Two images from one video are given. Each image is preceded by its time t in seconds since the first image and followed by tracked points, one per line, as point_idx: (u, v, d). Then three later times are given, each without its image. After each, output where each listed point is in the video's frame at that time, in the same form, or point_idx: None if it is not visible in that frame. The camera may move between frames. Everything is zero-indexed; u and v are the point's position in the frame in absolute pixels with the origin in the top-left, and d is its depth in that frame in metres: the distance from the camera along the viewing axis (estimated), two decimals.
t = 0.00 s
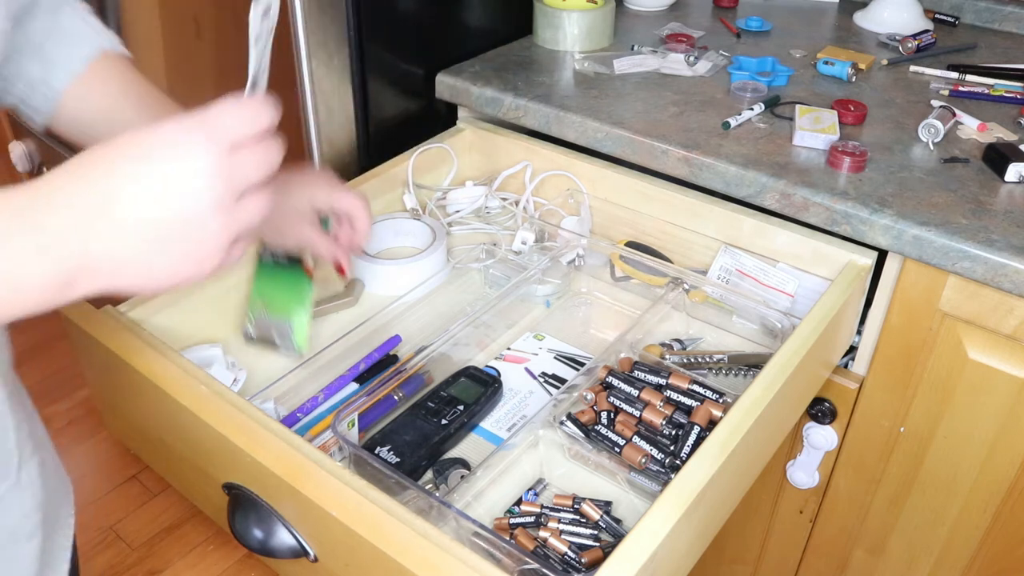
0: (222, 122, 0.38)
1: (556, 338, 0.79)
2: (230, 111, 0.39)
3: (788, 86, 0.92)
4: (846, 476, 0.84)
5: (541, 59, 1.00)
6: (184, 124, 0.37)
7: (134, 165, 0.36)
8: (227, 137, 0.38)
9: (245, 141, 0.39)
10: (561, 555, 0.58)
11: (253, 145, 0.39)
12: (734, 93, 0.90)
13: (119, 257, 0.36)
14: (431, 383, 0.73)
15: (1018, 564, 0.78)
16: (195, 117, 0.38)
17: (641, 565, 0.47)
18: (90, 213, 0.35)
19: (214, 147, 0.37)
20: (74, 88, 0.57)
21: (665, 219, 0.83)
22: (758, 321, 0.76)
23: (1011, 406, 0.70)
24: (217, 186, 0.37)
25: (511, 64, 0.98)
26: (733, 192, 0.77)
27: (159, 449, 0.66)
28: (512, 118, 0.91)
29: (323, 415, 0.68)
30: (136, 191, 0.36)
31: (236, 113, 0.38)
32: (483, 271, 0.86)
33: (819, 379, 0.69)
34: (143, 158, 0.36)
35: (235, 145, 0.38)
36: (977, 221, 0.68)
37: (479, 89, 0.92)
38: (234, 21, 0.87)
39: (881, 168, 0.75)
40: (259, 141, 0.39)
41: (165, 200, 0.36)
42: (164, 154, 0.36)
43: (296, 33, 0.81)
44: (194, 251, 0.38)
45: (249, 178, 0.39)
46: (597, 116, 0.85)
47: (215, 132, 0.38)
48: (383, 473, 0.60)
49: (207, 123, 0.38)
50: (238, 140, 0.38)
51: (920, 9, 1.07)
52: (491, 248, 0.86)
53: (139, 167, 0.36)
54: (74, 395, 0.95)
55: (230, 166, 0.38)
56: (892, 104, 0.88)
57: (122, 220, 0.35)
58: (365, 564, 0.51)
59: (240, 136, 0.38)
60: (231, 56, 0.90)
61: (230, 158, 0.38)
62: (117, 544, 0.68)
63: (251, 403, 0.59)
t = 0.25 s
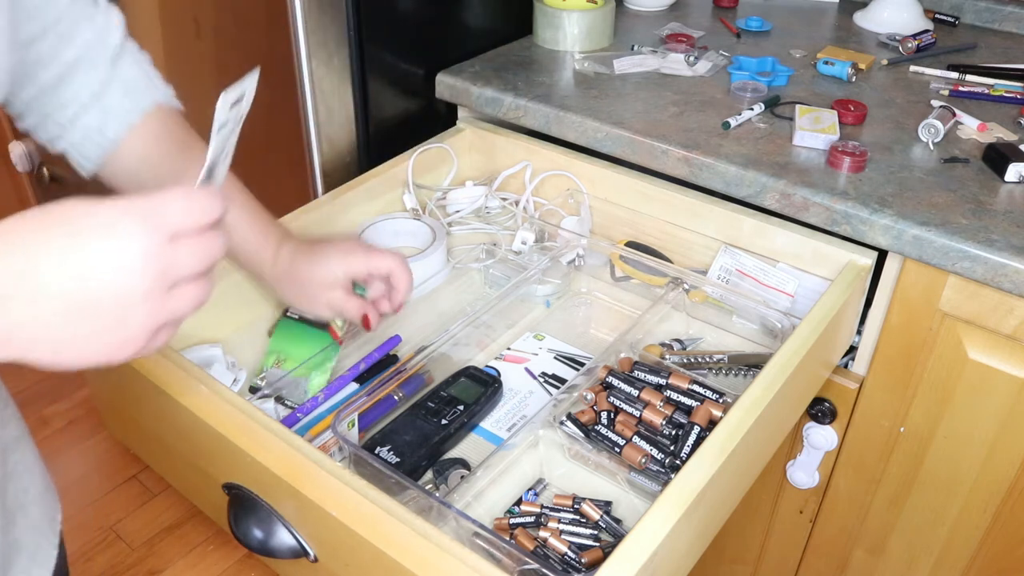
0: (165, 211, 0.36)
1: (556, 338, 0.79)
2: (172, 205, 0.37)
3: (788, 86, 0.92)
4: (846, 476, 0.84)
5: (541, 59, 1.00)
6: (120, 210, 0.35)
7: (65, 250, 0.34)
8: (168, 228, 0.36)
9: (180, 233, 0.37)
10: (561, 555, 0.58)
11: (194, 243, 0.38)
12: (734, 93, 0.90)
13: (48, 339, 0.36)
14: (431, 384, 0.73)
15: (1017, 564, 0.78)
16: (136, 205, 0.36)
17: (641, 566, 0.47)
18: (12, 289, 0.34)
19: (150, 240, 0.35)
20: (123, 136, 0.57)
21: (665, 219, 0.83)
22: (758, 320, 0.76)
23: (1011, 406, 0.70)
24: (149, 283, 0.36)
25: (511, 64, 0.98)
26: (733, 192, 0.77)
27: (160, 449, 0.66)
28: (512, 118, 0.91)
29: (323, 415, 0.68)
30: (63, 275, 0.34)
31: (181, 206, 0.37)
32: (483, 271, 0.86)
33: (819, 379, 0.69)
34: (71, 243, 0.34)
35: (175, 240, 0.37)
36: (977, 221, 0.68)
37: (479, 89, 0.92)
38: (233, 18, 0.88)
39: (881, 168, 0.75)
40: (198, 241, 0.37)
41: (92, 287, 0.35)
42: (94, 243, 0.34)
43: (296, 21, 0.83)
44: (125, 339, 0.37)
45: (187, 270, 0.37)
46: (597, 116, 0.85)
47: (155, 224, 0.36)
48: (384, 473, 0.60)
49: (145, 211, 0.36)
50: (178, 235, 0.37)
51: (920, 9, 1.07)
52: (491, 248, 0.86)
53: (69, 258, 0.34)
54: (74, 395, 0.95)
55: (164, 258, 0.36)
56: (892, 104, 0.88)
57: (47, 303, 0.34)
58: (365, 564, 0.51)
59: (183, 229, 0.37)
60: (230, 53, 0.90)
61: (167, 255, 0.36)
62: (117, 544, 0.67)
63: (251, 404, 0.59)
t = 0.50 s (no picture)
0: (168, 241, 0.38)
1: (556, 338, 0.80)
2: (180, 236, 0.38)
3: (788, 86, 0.92)
4: (846, 476, 0.84)
5: (541, 59, 1.00)
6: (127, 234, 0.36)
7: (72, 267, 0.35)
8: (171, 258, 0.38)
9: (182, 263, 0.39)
10: (561, 555, 0.58)
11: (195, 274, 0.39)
12: (734, 93, 0.90)
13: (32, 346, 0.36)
14: (431, 383, 0.73)
15: (1017, 564, 0.78)
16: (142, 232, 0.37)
17: (641, 565, 0.47)
18: (7, 303, 0.35)
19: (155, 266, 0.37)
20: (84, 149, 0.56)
21: (665, 219, 0.83)
22: (758, 321, 0.76)
23: (1011, 406, 0.70)
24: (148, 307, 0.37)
25: (511, 64, 0.98)
26: (733, 192, 0.78)
27: (159, 448, 0.66)
28: (512, 118, 0.91)
29: (323, 415, 0.68)
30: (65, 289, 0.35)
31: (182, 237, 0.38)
32: (483, 271, 0.86)
33: (819, 379, 0.69)
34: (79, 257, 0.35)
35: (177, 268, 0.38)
36: (977, 221, 0.68)
37: (479, 89, 0.92)
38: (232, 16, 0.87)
39: (881, 168, 0.75)
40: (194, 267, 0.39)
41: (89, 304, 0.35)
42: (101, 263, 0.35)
43: (296, 20, 0.83)
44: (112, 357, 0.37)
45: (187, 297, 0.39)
46: (597, 116, 0.85)
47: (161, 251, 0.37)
48: (383, 473, 0.60)
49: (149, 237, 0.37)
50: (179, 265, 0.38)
51: (920, 9, 1.07)
52: (491, 248, 0.86)
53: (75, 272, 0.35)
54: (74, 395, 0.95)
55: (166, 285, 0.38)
56: (892, 104, 0.88)
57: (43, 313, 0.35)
58: (365, 565, 0.51)
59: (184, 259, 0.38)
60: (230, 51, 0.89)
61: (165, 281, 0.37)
62: (118, 544, 0.68)
63: (251, 403, 0.59)
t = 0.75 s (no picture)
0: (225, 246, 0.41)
1: (556, 338, 0.80)
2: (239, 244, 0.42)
3: (788, 86, 0.92)
4: (846, 476, 0.84)
5: (541, 59, 1.00)
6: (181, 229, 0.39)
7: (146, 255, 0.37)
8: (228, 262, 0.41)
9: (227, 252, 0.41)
10: (561, 555, 0.58)
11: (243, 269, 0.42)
12: (734, 93, 0.90)
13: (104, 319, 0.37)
14: (431, 384, 0.73)
15: (1017, 564, 0.78)
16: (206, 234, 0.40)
17: (641, 566, 0.47)
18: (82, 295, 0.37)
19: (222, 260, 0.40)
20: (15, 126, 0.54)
21: (665, 219, 0.83)
22: (758, 321, 0.76)
23: (1011, 406, 0.70)
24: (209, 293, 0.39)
25: (511, 64, 0.98)
26: (733, 192, 0.77)
27: (160, 448, 0.66)
28: (512, 118, 0.91)
29: (323, 415, 0.68)
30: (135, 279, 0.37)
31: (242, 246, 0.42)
32: (483, 271, 0.86)
33: (819, 379, 0.69)
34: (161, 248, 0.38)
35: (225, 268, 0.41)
36: (977, 221, 0.68)
37: (479, 89, 0.92)
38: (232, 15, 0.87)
39: (881, 168, 0.75)
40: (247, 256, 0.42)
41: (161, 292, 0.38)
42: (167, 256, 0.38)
43: (296, 20, 0.82)
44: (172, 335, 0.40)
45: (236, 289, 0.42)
46: (597, 116, 0.85)
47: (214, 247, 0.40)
48: (384, 473, 0.60)
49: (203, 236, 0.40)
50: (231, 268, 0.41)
51: (920, 9, 1.07)
52: (491, 248, 0.86)
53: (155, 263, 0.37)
54: (76, 395, 0.96)
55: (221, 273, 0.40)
56: (892, 104, 0.88)
57: (120, 295, 0.37)
58: (365, 565, 0.51)
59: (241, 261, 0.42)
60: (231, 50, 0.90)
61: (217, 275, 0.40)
62: (117, 544, 0.68)
63: (251, 403, 0.59)
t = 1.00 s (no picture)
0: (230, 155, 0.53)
1: (556, 338, 0.80)
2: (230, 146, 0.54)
3: (788, 86, 0.92)
4: (846, 476, 0.84)
5: (541, 59, 1.00)
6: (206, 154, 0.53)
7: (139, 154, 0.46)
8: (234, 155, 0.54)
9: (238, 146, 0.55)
10: (561, 555, 0.58)
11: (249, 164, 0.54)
12: (734, 93, 0.90)
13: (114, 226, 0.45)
14: (431, 384, 0.73)
15: (1018, 564, 0.78)
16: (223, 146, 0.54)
17: (641, 565, 0.47)
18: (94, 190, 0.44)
19: (209, 157, 0.49)
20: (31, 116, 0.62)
21: (665, 219, 0.83)
22: (758, 321, 0.76)
23: (1011, 406, 0.70)
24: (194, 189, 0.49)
25: (511, 64, 0.98)
26: (732, 192, 0.77)
27: (159, 448, 0.66)
28: (512, 118, 0.91)
29: (323, 416, 0.68)
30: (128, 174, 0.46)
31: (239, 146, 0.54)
32: (483, 271, 0.86)
33: (819, 379, 0.69)
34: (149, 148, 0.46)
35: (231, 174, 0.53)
36: (977, 221, 0.68)
37: (478, 89, 0.92)
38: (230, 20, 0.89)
39: (881, 168, 0.75)
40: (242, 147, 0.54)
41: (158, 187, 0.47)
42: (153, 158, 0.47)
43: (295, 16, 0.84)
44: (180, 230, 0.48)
45: (229, 191, 0.50)
46: (597, 116, 0.85)
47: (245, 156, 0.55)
48: (383, 473, 0.60)
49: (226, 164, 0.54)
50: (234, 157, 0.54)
51: (920, 9, 1.07)
52: (491, 248, 0.86)
53: (147, 154, 0.46)
54: (77, 395, 0.96)
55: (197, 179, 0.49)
56: (892, 104, 0.88)
57: (133, 184, 0.45)
58: (365, 565, 0.51)
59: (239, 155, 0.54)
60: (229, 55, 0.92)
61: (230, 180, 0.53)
62: (117, 544, 0.69)
63: (251, 404, 0.59)
